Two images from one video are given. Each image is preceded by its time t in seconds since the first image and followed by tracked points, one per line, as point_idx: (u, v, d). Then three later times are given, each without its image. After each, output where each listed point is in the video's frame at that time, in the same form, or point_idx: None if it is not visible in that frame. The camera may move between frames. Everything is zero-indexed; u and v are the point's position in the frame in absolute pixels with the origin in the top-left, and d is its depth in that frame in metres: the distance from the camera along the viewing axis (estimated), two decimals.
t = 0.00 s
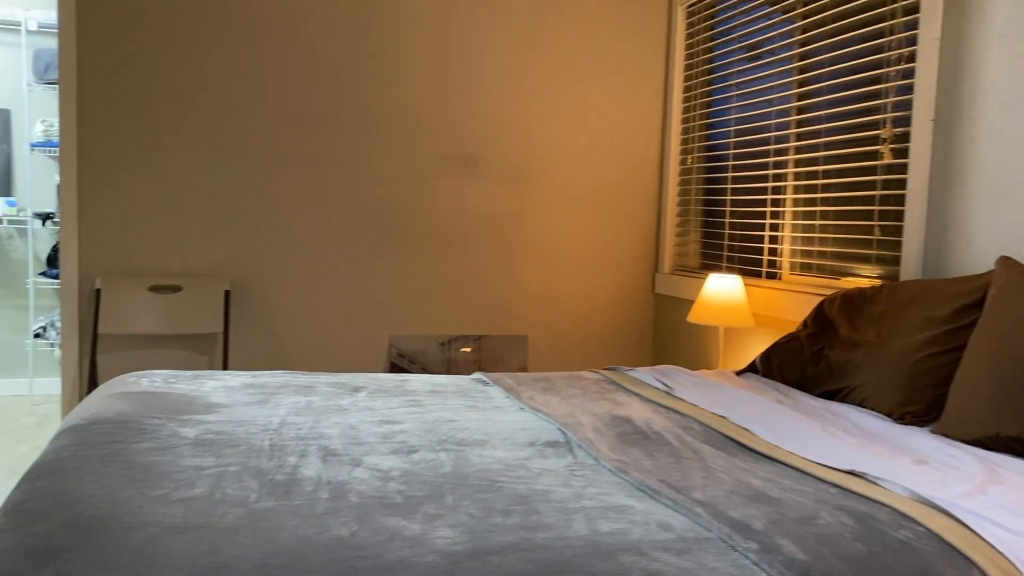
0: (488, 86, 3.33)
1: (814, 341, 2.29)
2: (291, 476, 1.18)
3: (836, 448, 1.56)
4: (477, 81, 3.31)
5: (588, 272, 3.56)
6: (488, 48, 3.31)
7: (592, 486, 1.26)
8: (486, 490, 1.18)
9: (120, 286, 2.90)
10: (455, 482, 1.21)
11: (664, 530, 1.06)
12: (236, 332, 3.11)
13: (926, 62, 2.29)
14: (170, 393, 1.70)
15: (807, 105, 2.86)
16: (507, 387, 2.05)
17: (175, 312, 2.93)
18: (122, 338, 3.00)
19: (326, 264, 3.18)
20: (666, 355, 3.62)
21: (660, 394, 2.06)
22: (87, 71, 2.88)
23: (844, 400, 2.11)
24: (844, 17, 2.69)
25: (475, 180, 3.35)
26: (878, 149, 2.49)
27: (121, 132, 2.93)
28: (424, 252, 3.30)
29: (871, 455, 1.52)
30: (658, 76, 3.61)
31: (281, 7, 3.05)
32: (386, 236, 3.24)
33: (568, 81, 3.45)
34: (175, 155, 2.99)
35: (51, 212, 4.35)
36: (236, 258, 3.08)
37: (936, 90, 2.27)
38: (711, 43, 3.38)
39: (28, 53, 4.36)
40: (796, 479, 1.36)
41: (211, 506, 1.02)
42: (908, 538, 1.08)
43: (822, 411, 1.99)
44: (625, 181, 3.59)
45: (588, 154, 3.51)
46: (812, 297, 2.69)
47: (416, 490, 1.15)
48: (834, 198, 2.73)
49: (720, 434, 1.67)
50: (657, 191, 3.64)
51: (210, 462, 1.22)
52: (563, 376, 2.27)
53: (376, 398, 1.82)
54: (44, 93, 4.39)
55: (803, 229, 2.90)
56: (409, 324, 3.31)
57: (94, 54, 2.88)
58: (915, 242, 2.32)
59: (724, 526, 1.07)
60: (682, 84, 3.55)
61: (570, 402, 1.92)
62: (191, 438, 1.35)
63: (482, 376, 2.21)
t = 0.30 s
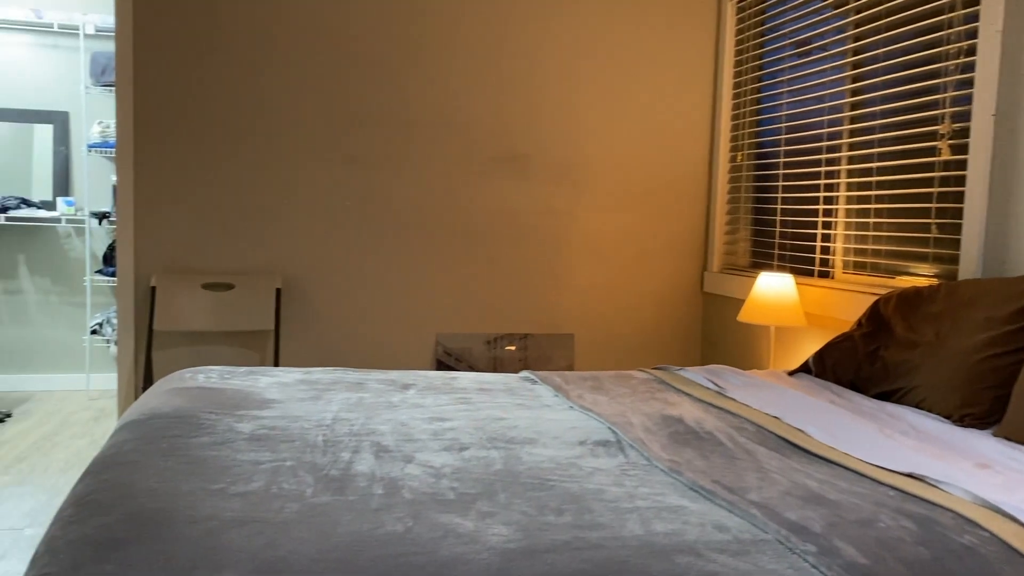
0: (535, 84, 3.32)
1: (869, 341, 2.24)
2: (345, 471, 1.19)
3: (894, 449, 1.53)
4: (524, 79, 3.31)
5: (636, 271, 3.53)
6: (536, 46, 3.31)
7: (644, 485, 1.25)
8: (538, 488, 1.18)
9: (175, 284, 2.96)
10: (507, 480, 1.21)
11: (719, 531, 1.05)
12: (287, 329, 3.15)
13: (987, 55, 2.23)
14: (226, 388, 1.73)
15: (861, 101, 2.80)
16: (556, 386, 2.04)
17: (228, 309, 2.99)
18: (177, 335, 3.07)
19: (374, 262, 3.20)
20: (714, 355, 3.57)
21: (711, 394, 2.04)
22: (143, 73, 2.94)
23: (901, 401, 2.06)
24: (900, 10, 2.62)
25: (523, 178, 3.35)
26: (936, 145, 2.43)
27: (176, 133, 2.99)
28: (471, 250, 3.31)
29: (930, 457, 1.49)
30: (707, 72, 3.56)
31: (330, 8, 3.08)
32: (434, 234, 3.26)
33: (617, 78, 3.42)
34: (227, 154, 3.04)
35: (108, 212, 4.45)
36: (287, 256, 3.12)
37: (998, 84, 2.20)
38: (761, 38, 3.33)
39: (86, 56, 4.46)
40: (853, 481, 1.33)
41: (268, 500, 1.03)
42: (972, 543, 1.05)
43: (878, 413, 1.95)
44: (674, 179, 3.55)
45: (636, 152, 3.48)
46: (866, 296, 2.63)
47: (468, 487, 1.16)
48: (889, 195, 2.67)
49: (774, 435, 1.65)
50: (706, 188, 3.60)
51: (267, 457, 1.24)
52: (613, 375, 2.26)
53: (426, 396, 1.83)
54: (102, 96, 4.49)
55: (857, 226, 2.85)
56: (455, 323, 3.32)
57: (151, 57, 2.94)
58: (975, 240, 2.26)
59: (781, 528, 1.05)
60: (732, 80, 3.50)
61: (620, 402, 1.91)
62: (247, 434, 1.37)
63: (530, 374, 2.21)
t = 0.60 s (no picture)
0: (581, 83, 3.31)
1: (925, 343, 2.17)
2: (395, 470, 1.20)
3: (952, 454, 1.49)
4: (569, 78, 3.29)
5: (682, 271, 3.49)
6: (581, 44, 3.29)
7: (695, 488, 1.24)
8: (587, 490, 1.17)
9: (225, 282, 3.01)
10: (556, 481, 1.20)
11: (773, 535, 1.03)
12: (334, 327, 3.18)
13: None
14: (277, 386, 1.75)
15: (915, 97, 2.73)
16: (602, 387, 2.03)
17: (277, 308, 3.02)
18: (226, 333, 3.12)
19: (419, 261, 3.22)
20: (762, 356, 3.52)
21: (762, 395, 2.01)
22: (194, 75, 2.99)
23: (957, 404, 2.01)
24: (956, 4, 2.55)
25: (568, 177, 3.33)
26: (994, 141, 2.36)
27: (226, 134, 3.03)
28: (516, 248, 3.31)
29: (990, 463, 1.45)
30: (755, 69, 3.49)
31: (377, 9, 3.10)
32: (478, 234, 3.26)
33: (663, 75, 3.38)
34: (274, 154, 3.07)
35: (159, 211, 4.54)
36: (334, 255, 3.15)
37: None
38: (811, 34, 3.26)
39: (138, 58, 4.55)
40: (910, 487, 1.30)
41: (320, 498, 1.04)
42: None
43: (935, 416, 1.90)
44: (721, 177, 3.50)
45: (682, 150, 3.44)
46: (918, 296, 2.58)
47: (517, 488, 1.15)
48: (944, 193, 2.60)
49: (826, 438, 1.62)
50: (754, 187, 3.54)
51: (318, 454, 1.25)
52: (660, 376, 2.24)
53: (472, 395, 1.83)
54: (154, 97, 4.57)
55: (910, 225, 2.77)
56: (500, 321, 3.33)
57: (201, 59, 2.99)
58: None
59: (837, 534, 1.03)
60: (781, 76, 3.43)
61: (668, 403, 1.89)
62: (298, 431, 1.38)
63: (576, 374, 2.20)
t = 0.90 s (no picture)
0: (624, 81, 3.28)
1: (977, 344, 2.12)
2: (438, 469, 1.19)
3: (1008, 459, 1.45)
4: (613, 77, 3.27)
5: (726, 270, 3.45)
6: (623, 42, 3.27)
7: (741, 491, 1.22)
8: (632, 492, 1.16)
9: (269, 280, 3.04)
10: (600, 483, 1.19)
11: (823, 540, 1.01)
12: (376, 326, 3.20)
13: None
14: (321, 383, 1.76)
15: (967, 93, 2.64)
16: (646, 387, 2.01)
17: (320, 306, 3.05)
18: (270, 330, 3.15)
19: (461, 260, 3.23)
20: (807, 357, 3.46)
21: (809, 397, 1.98)
22: (241, 76, 3.03)
23: (1012, 408, 1.95)
24: None
25: (610, 175, 3.31)
26: None
27: (270, 133, 3.07)
28: (558, 247, 3.30)
29: None
30: (801, 66, 3.44)
31: (420, 9, 3.11)
32: (520, 233, 3.26)
33: (707, 73, 3.35)
34: (318, 154, 3.10)
35: (205, 210, 4.61)
36: (377, 254, 3.17)
37: None
38: (859, 29, 3.20)
39: (185, 60, 4.62)
40: (964, 492, 1.27)
41: (365, 496, 1.05)
42: None
43: (989, 420, 1.85)
44: (766, 175, 3.45)
45: (727, 148, 3.40)
46: (971, 297, 2.51)
47: (562, 488, 1.15)
48: (997, 191, 2.52)
49: (877, 442, 1.59)
50: (800, 186, 3.48)
51: (363, 452, 1.25)
52: (705, 377, 2.22)
53: (515, 395, 1.82)
54: (200, 98, 4.64)
55: (961, 224, 2.70)
56: (540, 320, 3.32)
57: (247, 59, 3.03)
58: None
59: (890, 540, 1.01)
60: (827, 73, 3.37)
61: (713, 404, 1.86)
62: (343, 428, 1.39)
63: (618, 374, 2.18)
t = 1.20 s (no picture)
0: (663, 79, 3.25)
1: None
2: (480, 468, 1.19)
3: None
4: (653, 75, 3.24)
5: (767, 269, 3.41)
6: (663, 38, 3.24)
7: (787, 494, 1.20)
8: (676, 493, 1.15)
9: (310, 278, 3.07)
10: (643, 484, 1.18)
11: (873, 546, 0.98)
12: (416, 324, 3.21)
13: None
14: (362, 381, 1.77)
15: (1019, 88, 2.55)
16: (687, 388, 1.99)
17: (360, 304, 3.07)
18: (311, 328, 3.18)
19: (499, 259, 3.23)
20: (851, 358, 3.40)
21: (854, 399, 1.94)
22: (283, 76, 3.06)
23: None
24: None
25: (649, 174, 3.29)
26: None
27: (312, 133, 3.10)
28: (597, 246, 3.28)
29: None
30: (846, 62, 3.37)
31: (459, 7, 3.12)
32: (558, 232, 3.25)
33: (748, 69, 3.30)
34: (358, 153, 3.12)
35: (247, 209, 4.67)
36: (416, 253, 3.18)
37: None
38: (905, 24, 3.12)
39: (228, 61, 4.69)
40: (1019, 498, 1.23)
41: (407, 494, 1.04)
42: None
43: None
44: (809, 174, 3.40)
45: (768, 146, 3.35)
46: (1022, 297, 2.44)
47: (604, 489, 1.14)
48: None
49: (926, 445, 1.55)
50: (844, 183, 3.42)
51: (405, 450, 1.25)
52: (747, 377, 2.19)
53: (555, 394, 1.81)
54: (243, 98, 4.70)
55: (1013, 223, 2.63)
56: (579, 319, 3.31)
57: (289, 60, 3.06)
58: None
59: (943, 546, 0.98)
60: (872, 69, 3.30)
61: (756, 405, 1.84)
62: (385, 426, 1.39)
63: (659, 374, 2.17)
